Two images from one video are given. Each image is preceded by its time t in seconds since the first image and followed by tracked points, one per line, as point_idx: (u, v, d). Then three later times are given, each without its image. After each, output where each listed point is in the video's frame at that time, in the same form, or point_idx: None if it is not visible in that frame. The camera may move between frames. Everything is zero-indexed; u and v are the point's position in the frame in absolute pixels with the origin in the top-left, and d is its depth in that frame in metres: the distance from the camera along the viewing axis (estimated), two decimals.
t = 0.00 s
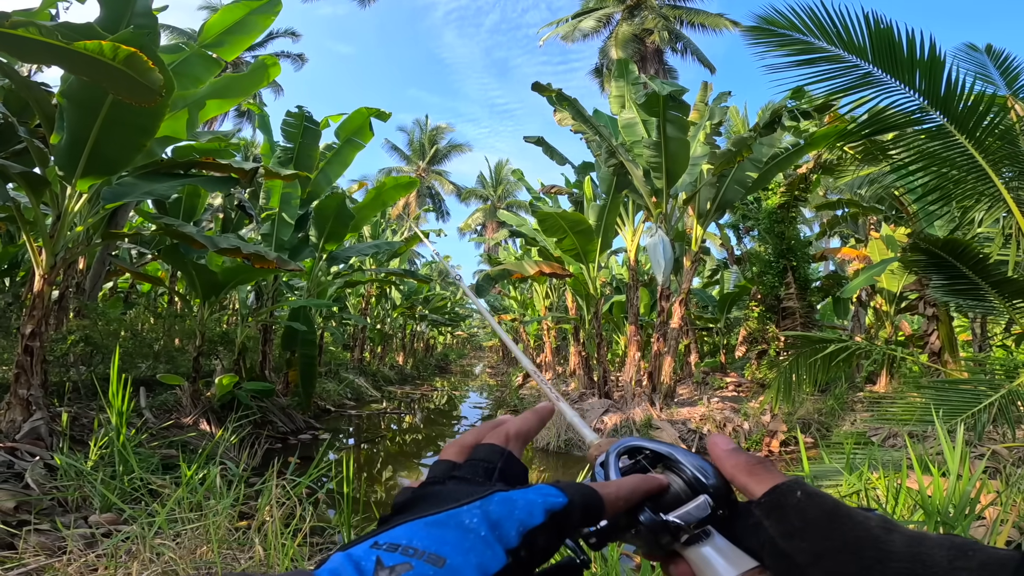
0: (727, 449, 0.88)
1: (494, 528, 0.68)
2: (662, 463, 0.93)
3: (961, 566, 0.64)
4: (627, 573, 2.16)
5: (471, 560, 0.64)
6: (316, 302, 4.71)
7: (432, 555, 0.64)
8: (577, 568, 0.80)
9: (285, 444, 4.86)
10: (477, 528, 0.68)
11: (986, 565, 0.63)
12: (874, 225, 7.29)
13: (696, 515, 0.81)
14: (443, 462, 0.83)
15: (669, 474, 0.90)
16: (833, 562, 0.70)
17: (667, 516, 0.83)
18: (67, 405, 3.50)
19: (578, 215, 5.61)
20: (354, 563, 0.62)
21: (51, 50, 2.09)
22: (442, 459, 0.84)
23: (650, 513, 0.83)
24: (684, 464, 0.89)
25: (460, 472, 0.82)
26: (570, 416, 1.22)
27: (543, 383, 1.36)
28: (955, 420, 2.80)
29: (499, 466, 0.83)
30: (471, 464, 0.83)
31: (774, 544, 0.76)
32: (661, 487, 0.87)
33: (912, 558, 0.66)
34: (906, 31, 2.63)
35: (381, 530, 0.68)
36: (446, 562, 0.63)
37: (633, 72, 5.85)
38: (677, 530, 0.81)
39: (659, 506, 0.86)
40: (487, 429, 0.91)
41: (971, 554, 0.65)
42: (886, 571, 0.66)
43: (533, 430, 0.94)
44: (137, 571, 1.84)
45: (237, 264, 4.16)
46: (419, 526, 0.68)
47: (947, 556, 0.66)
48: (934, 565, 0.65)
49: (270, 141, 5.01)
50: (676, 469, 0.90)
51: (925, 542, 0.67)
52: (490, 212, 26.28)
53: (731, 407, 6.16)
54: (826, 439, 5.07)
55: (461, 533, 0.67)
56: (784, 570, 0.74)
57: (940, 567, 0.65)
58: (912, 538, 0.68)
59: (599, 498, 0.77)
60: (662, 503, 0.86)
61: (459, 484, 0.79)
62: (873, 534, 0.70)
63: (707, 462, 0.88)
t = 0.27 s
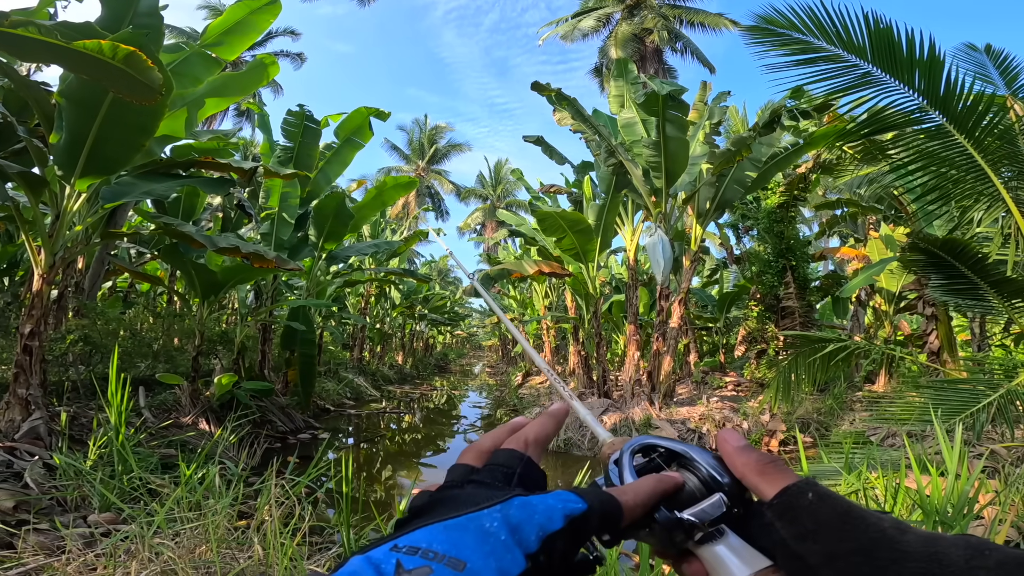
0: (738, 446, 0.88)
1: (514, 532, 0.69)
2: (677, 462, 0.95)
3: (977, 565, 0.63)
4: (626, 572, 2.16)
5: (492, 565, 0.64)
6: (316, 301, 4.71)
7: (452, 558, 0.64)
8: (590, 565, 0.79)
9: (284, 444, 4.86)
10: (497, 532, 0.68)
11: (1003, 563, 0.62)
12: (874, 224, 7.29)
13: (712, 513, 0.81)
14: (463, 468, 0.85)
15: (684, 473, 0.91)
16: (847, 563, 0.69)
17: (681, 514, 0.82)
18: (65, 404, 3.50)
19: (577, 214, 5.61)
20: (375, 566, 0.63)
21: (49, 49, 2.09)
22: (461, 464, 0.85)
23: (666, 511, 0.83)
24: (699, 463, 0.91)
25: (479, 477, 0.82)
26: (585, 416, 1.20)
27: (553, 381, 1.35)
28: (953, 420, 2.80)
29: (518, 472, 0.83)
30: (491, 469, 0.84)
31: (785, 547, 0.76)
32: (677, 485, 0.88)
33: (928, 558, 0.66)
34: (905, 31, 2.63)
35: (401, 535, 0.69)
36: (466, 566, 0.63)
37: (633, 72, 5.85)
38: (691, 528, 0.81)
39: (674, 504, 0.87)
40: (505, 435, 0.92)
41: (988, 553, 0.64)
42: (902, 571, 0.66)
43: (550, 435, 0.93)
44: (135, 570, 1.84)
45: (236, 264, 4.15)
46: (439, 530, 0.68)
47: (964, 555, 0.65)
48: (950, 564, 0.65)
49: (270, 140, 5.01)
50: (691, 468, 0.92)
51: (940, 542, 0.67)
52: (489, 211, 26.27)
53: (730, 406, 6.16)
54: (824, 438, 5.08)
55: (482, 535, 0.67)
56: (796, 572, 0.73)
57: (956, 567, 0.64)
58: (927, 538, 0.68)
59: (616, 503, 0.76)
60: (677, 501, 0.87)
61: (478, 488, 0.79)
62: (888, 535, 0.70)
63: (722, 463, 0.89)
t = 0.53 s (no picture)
0: (741, 440, 0.86)
1: (516, 526, 0.70)
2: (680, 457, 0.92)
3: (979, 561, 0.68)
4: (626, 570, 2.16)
5: (493, 557, 0.66)
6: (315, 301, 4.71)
7: (453, 550, 0.64)
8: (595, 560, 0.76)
9: (284, 443, 4.86)
10: (499, 525, 0.69)
11: (1008, 559, 0.66)
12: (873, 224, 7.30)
13: (716, 509, 0.79)
14: (466, 461, 0.85)
15: (687, 468, 0.89)
16: (854, 558, 0.73)
17: (684, 509, 0.80)
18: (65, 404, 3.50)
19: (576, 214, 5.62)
20: (375, 557, 0.63)
21: (51, 49, 2.09)
22: (466, 458, 0.86)
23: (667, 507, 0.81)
24: (702, 457, 0.88)
25: (482, 470, 0.83)
26: (587, 411, 1.19)
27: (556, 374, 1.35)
28: (951, 419, 2.81)
29: (521, 464, 0.84)
30: (494, 461, 0.85)
31: (790, 541, 0.77)
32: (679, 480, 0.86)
33: (932, 554, 0.69)
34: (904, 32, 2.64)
35: (401, 526, 0.69)
36: (467, 558, 0.64)
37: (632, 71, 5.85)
38: (695, 523, 0.79)
39: (677, 499, 0.85)
40: (509, 428, 0.93)
41: (991, 549, 0.69)
42: (908, 567, 0.70)
43: (553, 428, 0.94)
44: (134, 570, 1.84)
45: (236, 263, 4.15)
46: (440, 522, 0.68)
47: (968, 550, 0.69)
48: (954, 560, 0.68)
49: (270, 139, 5.01)
50: (693, 463, 0.90)
51: (945, 538, 0.71)
52: (489, 211, 26.28)
53: (729, 406, 6.17)
54: (823, 438, 5.09)
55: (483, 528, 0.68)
56: (802, 567, 0.75)
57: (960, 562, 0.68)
58: (933, 534, 0.71)
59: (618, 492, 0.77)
60: (679, 495, 0.85)
61: (480, 479, 0.80)
62: (894, 531, 0.73)
63: (726, 457, 0.87)
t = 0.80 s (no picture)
0: (747, 439, 0.84)
1: (486, 491, 0.67)
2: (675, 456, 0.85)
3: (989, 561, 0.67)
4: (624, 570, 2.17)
5: (465, 532, 0.64)
6: (315, 301, 4.71)
7: (420, 528, 0.63)
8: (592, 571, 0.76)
9: (284, 443, 4.86)
10: (467, 493, 0.67)
11: (1018, 559, 0.66)
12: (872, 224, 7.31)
13: (709, 513, 0.77)
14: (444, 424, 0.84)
15: (681, 469, 0.83)
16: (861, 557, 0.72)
17: (680, 515, 0.77)
18: (65, 404, 3.51)
19: (576, 214, 5.62)
20: (341, 545, 0.63)
21: (51, 50, 2.09)
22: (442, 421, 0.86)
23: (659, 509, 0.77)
24: (696, 458, 0.81)
25: (457, 429, 0.82)
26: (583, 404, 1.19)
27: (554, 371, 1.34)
28: (950, 419, 2.81)
29: (494, 414, 0.84)
30: (467, 417, 0.84)
31: (796, 540, 0.76)
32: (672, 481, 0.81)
33: (942, 554, 0.68)
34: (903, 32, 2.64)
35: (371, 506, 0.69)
36: (435, 535, 0.63)
37: (631, 71, 5.86)
38: (692, 529, 0.76)
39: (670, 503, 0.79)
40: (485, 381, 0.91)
41: (1001, 548, 0.68)
42: (917, 567, 0.69)
43: (532, 368, 0.94)
44: (134, 569, 1.85)
45: (234, 263, 4.15)
46: (407, 498, 0.68)
47: (978, 548, 0.69)
48: (964, 559, 0.67)
49: (269, 139, 5.01)
50: (688, 463, 0.83)
51: (955, 537, 0.70)
52: (489, 211, 26.31)
53: (728, 406, 6.19)
54: (823, 437, 5.10)
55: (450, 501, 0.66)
56: (807, 566, 0.74)
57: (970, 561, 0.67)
58: (942, 533, 0.71)
59: (580, 411, 0.75)
60: (673, 497, 0.80)
61: (453, 441, 0.79)
62: (902, 530, 0.72)
63: (723, 457, 0.81)
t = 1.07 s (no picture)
0: (742, 441, 0.86)
1: (519, 567, 0.65)
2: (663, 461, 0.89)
3: (988, 561, 0.63)
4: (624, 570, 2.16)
5: None
6: (314, 301, 4.71)
7: None
8: None
9: (283, 443, 4.86)
10: (500, 568, 0.64)
11: (1015, 559, 0.62)
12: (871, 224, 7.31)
13: (701, 519, 0.82)
14: (462, 493, 0.83)
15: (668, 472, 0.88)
16: (857, 557, 0.71)
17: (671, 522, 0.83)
18: (64, 404, 3.50)
19: (575, 214, 5.62)
20: None
21: (49, 50, 2.09)
22: (462, 490, 0.83)
23: (654, 517, 0.85)
24: (685, 463, 0.86)
25: (478, 503, 0.81)
26: (575, 403, 1.21)
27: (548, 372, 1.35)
28: (949, 419, 2.81)
29: (518, 498, 0.82)
30: (491, 494, 0.82)
31: (794, 539, 0.77)
32: (663, 486, 0.86)
33: (939, 555, 0.66)
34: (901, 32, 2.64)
35: (396, 564, 0.63)
36: None
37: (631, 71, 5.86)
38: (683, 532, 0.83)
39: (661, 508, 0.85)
40: (504, 462, 0.90)
41: (999, 548, 0.64)
42: (914, 567, 0.67)
43: (548, 458, 0.93)
44: (133, 570, 1.84)
45: (233, 263, 4.14)
46: (438, 561, 0.63)
47: (975, 549, 0.65)
48: (961, 560, 0.64)
49: (268, 139, 5.00)
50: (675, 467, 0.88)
51: (953, 537, 0.67)
52: (488, 211, 26.30)
53: (728, 406, 6.18)
54: (822, 437, 5.09)
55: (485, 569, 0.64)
56: (806, 564, 0.76)
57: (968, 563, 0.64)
58: (940, 532, 0.68)
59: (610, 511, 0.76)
60: (662, 501, 0.86)
61: (479, 517, 0.77)
62: (899, 529, 0.70)
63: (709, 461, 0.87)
